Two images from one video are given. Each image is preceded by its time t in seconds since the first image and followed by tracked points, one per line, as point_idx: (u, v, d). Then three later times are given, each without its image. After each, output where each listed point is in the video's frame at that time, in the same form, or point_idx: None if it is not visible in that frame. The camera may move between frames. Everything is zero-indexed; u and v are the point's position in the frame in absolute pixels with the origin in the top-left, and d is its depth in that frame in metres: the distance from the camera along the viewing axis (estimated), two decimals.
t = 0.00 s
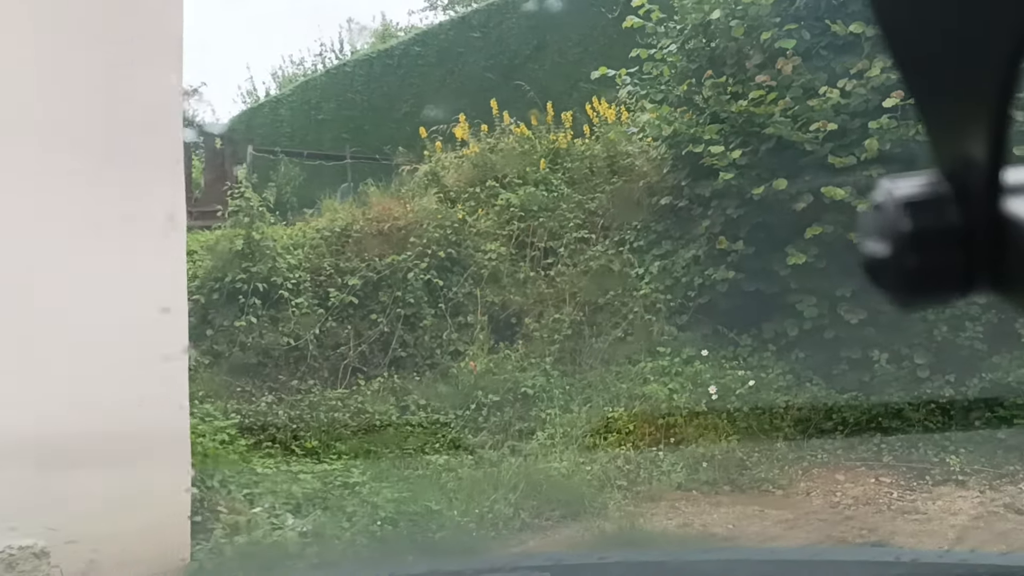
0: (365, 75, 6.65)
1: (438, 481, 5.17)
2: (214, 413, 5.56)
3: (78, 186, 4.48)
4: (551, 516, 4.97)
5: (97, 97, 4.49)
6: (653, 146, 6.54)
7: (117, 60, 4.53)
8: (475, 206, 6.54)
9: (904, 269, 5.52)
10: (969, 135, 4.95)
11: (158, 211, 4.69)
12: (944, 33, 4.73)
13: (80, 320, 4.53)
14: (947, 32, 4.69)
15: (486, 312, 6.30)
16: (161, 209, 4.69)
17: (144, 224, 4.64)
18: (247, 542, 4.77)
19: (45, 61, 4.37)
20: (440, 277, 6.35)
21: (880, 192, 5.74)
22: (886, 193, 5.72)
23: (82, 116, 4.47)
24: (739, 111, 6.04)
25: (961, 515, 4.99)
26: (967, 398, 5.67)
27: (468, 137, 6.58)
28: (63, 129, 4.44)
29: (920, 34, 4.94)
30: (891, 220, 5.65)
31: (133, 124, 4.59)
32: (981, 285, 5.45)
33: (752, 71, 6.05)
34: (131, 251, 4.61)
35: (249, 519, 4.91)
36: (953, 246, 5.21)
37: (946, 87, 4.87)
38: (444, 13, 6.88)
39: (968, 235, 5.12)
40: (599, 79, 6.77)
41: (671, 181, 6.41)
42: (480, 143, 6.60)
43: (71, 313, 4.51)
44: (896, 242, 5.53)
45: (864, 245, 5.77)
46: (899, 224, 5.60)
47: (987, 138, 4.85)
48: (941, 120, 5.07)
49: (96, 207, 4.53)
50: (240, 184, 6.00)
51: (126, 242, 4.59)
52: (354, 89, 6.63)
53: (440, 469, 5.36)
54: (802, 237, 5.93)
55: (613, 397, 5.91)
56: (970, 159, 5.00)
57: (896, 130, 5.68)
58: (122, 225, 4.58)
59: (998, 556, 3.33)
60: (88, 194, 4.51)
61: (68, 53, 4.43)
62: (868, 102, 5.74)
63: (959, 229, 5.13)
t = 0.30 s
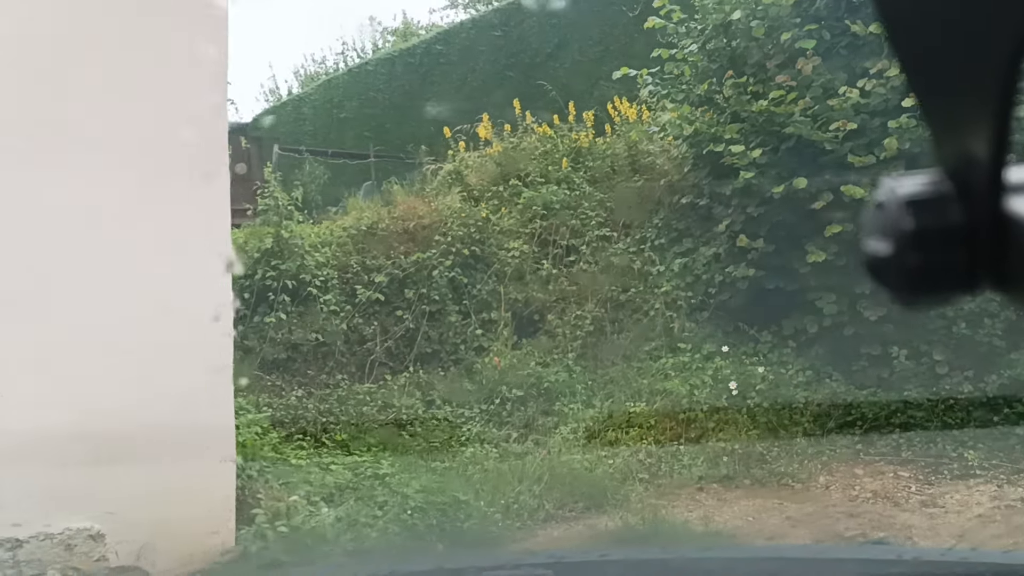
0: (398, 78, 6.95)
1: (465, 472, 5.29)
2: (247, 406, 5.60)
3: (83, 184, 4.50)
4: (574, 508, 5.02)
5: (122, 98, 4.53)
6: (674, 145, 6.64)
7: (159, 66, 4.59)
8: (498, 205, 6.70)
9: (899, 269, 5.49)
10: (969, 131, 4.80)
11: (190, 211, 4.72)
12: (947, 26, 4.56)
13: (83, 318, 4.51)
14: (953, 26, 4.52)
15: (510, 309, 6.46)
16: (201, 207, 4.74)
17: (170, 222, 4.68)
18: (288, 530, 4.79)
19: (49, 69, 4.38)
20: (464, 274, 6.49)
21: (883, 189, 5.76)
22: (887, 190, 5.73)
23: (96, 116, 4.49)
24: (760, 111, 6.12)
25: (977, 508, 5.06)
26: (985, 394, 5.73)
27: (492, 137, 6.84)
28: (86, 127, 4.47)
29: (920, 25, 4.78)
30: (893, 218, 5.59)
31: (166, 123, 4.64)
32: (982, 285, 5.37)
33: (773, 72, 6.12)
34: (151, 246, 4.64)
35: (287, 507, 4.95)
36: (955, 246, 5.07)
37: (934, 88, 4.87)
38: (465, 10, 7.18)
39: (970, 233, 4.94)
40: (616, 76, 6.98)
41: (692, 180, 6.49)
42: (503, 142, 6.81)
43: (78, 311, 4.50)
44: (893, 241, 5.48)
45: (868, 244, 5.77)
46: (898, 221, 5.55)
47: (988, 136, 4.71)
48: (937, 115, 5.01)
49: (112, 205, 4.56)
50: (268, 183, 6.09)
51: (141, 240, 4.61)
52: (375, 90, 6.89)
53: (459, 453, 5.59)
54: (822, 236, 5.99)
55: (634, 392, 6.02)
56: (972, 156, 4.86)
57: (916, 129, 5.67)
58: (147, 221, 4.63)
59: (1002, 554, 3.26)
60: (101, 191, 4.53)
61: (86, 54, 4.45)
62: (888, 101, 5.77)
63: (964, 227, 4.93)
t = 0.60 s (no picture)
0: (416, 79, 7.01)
1: (489, 466, 5.39)
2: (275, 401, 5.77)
3: (82, 185, 4.65)
4: (596, 501, 5.11)
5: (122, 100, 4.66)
6: (693, 144, 6.70)
7: (158, 67, 4.70)
8: (520, 204, 6.82)
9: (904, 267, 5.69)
10: (970, 132, 5.05)
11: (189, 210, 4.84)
12: (947, 37, 4.79)
13: (85, 315, 4.66)
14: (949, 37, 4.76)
15: (532, 306, 6.54)
16: (199, 208, 4.85)
17: (169, 222, 4.80)
18: (325, 517, 4.91)
19: (49, 70, 4.52)
20: (487, 272, 6.63)
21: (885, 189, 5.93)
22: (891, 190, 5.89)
23: (97, 118, 4.63)
24: (779, 111, 6.21)
25: (995, 503, 5.13)
26: (1003, 390, 5.78)
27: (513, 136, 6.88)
28: (86, 127, 4.62)
29: (921, 36, 5.03)
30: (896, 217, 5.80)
31: (166, 124, 4.75)
32: (986, 285, 5.59)
33: (792, 73, 6.20)
34: (150, 245, 4.77)
35: (321, 496, 5.10)
36: (959, 243, 5.34)
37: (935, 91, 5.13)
38: (485, 10, 7.18)
39: (972, 232, 5.25)
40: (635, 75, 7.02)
41: (711, 179, 6.56)
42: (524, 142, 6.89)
43: (79, 305, 4.66)
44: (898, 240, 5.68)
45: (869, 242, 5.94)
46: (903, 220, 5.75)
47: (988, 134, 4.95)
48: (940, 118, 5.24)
49: (111, 204, 4.70)
50: (292, 184, 6.34)
51: (140, 240, 4.75)
52: (394, 91, 6.88)
53: (479, 434, 5.82)
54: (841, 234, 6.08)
55: (655, 388, 6.09)
56: (973, 156, 5.12)
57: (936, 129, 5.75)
58: (146, 221, 4.77)
59: (1002, 554, 3.27)
60: (101, 191, 4.68)
61: (88, 59, 4.58)
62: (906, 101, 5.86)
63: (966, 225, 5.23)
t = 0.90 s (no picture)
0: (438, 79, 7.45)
1: (513, 459, 5.44)
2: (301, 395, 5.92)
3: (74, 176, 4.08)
4: (618, 495, 5.16)
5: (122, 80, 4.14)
6: (713, 144, 6.77)
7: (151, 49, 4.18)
8: (542, 203, 6.97)
9: (901, 267, 5.43)
10: (971, 130, 4.94)
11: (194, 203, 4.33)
12: (951, 39, 4.73)
13: (90, 323, 4.13)
14: (953, 43, 4.73)
15: (554, 304, 6.72)
16: (199, 206, 4.33)
17: (173, 217, 4.29)
18: (362, 507, 4.69)
19: (48, 66, 4.00)
20: (509, 270, 6.72)
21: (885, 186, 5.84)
22: (886, 188, 5.80)
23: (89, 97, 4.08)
24: (799, 111, 6.25)
25: (1013, 500, 5.15)
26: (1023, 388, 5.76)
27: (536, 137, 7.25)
28: (82, 122, 4.09)
29: (926, 39, 4.96)
30: (895, 214, 5.56)
31: (170, 108, 4.24)
32: (983, 285, 5.38)
33: (813, 74, 6.23)
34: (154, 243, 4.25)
35: (356, 487, 4.91)
36: (960, 242, 5.05)
37: (936, 92, 5.08)
38: (504, 10, 7.75)
39: (972, 230, 4.97)
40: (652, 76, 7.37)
41: (731, 179, 6.63)
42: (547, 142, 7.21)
43: (81, 312, 4.11)
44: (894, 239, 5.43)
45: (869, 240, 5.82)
46: (902, 218, 5.48)
47: (987, 132, 4.84)
48: (938, 119, 5.25)
49: (107, 197, 4.15)
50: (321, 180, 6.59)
51: (143, 240, 4.23)
52: (417, 89, 7.38)
53: (500, 431, 5.80)
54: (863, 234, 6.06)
55: (676, 386, 6.17)
56: (972, 155, 4.98)
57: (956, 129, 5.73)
58: (144, 216, 4.23)
59: (1002, 553, 3.15)
60: (100, 190, 4.14)
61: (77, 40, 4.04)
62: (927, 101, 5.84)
63: (965, 224, 4.96)
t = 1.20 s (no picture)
0: (442, 77, 7.22)
1: (537, 457, 5.50)
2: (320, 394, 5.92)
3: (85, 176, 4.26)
4: (642, 491, 5.25)
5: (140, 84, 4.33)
6: (735, 144, 6.83)
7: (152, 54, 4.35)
8: (564, 203, 7.04)
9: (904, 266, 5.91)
10: (970, 133, 5.36)
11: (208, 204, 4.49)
12: (952, 51, 5.16)
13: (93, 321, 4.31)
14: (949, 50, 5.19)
15: (576, 302, 6.78)
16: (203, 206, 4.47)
17: (185, 221, 4.45)
18: (396, 498, 4.86)
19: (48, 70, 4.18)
20: (533, 269, 6.83)
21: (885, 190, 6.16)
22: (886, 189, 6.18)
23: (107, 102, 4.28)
24: (820, 112, 6.35)
25: None
26: None
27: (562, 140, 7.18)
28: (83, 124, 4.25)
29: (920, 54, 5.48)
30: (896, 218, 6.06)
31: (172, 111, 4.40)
32: (981, 282, 5.83)
33: (835, 75, 6.33)
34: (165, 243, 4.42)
35: (390, 479, 5.02)
36: (957, 239, 5.64)
37: (938, 95, 5.43)
38: (525, 10, 7.45)
39: (970, 229, 5.54)
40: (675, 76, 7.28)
41: (753, 178, 6.69)
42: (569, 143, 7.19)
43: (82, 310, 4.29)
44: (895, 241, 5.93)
45: (869, 244, 6.19)
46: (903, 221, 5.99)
47: (987, 136, 5.26)
48: (936, 124, 5.64)
49: (110, 198, 4.32)
50: (348, 182, 6.62)
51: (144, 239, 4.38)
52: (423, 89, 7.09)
53: (524, 426, 5.94)
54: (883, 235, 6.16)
55: (700, 382, 6.24)
56: (972, 156, 5.42)
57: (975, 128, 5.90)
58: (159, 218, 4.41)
59: (1002, 553, 3.21)
60: (105, 190, 4.31)
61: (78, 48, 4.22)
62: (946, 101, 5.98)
63: (965, 221, 5.53)
